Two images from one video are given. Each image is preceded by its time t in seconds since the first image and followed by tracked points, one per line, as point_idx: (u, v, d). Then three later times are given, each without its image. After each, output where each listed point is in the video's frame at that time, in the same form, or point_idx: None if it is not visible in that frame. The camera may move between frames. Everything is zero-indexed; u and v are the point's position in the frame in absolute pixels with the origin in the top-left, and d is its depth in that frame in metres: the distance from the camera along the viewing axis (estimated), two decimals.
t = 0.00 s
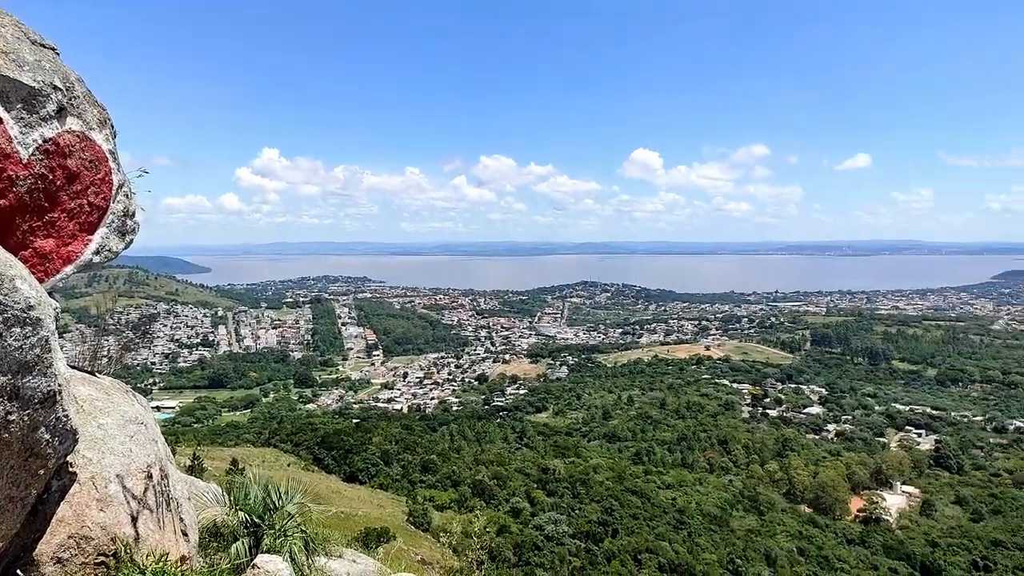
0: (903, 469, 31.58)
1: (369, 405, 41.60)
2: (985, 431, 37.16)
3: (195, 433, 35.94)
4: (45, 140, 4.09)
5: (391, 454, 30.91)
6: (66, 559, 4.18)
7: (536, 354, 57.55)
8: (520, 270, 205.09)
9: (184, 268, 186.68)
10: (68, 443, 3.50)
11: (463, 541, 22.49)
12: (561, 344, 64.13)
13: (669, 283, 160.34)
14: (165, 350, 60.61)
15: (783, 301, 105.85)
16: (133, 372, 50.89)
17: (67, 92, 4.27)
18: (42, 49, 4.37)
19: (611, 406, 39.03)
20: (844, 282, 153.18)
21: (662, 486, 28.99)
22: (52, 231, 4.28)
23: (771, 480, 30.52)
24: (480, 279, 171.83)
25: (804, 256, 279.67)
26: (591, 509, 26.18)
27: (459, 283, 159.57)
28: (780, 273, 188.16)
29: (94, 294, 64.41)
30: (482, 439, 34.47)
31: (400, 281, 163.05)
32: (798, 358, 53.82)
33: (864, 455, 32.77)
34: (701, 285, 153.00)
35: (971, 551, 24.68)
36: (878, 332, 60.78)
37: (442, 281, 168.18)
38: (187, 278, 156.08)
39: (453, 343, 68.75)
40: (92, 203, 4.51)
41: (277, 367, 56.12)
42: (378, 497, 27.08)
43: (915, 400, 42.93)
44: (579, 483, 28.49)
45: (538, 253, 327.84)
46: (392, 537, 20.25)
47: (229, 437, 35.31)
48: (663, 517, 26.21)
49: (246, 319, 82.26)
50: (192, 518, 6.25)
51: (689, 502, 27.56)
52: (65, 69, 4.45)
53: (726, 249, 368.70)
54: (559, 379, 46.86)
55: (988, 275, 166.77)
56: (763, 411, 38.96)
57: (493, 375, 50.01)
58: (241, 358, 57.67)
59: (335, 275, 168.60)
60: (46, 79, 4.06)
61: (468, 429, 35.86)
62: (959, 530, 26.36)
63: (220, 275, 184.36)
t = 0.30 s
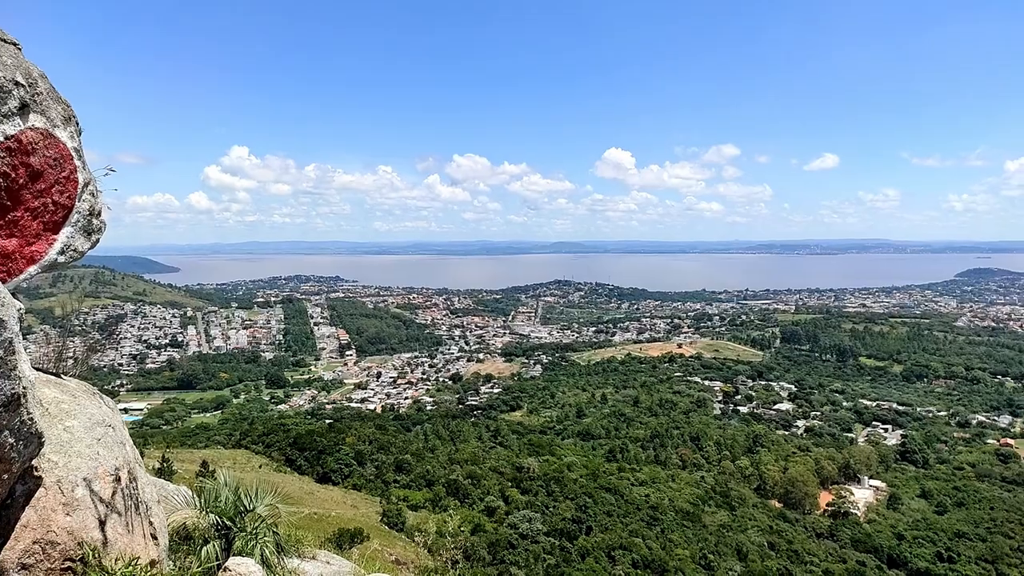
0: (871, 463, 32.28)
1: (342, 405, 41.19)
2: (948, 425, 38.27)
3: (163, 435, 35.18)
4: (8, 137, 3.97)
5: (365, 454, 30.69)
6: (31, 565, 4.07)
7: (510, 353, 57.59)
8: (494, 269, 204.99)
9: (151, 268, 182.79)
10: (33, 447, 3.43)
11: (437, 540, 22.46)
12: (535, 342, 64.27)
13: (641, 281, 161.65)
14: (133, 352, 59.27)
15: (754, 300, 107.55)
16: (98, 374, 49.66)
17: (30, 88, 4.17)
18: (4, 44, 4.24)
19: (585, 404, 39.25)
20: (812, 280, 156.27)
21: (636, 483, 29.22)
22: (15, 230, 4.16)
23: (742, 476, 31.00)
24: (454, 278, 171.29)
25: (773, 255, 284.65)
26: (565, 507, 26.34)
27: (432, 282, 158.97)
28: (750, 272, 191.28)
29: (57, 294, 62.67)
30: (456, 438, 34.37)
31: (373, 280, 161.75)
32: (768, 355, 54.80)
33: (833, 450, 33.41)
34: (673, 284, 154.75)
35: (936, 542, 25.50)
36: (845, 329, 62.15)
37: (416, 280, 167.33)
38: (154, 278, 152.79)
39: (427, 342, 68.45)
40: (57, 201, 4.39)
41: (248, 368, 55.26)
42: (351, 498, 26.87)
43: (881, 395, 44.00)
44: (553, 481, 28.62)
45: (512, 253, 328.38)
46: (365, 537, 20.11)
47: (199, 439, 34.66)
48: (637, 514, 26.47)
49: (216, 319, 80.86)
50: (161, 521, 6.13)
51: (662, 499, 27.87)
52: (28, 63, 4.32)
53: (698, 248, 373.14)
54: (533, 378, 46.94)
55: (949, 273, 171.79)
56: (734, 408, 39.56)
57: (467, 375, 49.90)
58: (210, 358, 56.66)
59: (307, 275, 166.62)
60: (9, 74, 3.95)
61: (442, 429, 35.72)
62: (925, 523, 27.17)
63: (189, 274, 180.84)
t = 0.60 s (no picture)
0: (840, 458, 32.97)
1: (316, 405, 40.75)
2: (914, 420, 39.29)
3: (132, 437, 34.43)
4: None
5: (339, 455, 30.45)
6: None
7: (486, 351, 57.54)
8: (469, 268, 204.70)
9: (118, 267, 178.56)
10: None
11: (413, 540, 22.40)
12: (511, 340, 64.27)
13: (616, 279, 162.69)
14: (100, 352, 57.87)
15: (726, 297, 108.99)
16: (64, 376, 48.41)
17: None
18: None
19: (560, 401, 39.40)
20: (782, 278, 159.02)
21: (610, 480, 29.47)
22: None
23: (715, 471, 31.42)
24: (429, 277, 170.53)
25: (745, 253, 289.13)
26: (540, 504, 26.46)
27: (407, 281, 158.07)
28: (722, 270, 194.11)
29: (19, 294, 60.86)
30: (432, 437, 34.21)
31: (347, 279, 160.23)
32: (739, 352, 55.65)
33: (803, 445, 34.04)
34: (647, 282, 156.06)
35: (902, 535, 26.28)
36: (815, 325, 63.37)
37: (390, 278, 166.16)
38: (122, 277, 149.33)
39: (401, 341, 68.07)
40: (22, 198, 4.29)
41: (219, 368, 54.35)
42: (324, 498, 26.65)
43: (849, 391, 45.00)
44: (529, 479, 28.70)
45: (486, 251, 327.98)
46: (340, 538, 19.96)
47: (169, 440, 34.01)
48: (612, 510, 26.70)
49: (187, 319, 79.35)
50: (131, 524, 6.03)
51: (637, 495, 28.15)
52: None
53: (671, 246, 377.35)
54: (508, 376, 46.98)
55: (914, 270, 176.34)
56: (707, 405, 40.08)
57: (442, 373, 49.70)
58: (181, 359, 55.59)
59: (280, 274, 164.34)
60: None
61: (417, 428, 35.55)
62: (892, 515, 27.92)
63: (158, 273, 177.01)
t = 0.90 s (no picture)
0: (812, 453, 33.58)
1: (290, 405, 40.27)
2: (885, 415, 40.16)
3: (101, 439, 33.67)
4: None
5: (314, 455, 30.17)
6: None
7: (462, 350, 57.39)
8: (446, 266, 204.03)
9: (86, 266, 174.23)
10: None
11: (389, 540, 22.32)
12: (488, 339, 64.19)
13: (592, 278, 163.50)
14: (68, 353, 56.44)
15: (701, 295, 110.23)
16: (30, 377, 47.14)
17: None
18: None
19: (537, 399, 39.46)
20: (756, 275, 161.45)
21: (587, 477, 29.66)
22: None
23: (690, 467, 31.77)
24: (406, 275, 169.50)
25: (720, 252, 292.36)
26: (517, 502, 26.54)
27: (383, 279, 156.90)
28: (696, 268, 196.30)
29: None
30: (408, 436, 33.99)
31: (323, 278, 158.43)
32: (714, 349, 56.35)
33: (776, 441, 34.58)
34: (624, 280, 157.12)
35: (873, 529, 26.97)
36: (787, 323, 64.41)
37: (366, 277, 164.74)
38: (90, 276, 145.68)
39: (377, 340, 67.58)
40: None
41: (191, 368, 53.36)
42: (300, 499, 26.45)
43: (821, 387, 45.87)
44: (505, 477, 28.73)
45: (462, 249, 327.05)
46: (315, 539, 19.80)
47: (140, 442, 33.33)
48: (588, 508, 26.89)
49: (158, 319, 77.77)
50: (100, 527, 5.91)
51: (613, 492, 28.37)
52: None
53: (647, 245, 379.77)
54: (485, 375, 46.92)
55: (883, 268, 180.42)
56: (682, 401, 40.50)
57: (418, 372, 49.44)
58: (152, 359, 54.46)
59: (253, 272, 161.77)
60: None
61: (394, 427, 35.31)
62: (863, 509, 28.59)
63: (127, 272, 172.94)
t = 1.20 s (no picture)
0: (786, 449, 34.09)
1: (265, 406, 39.75)
2: (857, 411, 40.95)
3: (71, 441, 32.91)
4: None
5: (290, 456, 29.86)
6: None
7: (440, 349, 57.19)
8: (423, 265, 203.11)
9: (54, 266, 169.92)
10: None
11: (367, 540, 22.22)
12: (466, 338, 64.06)
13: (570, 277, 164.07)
14: (36, 354, 55.02)
15: (677, 294, 111.21)
16: None
17: None
18: None
19: (514, 398, 39.46)
20: (732, 274, 163.40)
21: (565, 475, 29.80)
22: None
23: (666, 465, 32.07)
24: (383, 274, 168.35)
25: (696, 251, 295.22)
26: (495, 501, 26.59)
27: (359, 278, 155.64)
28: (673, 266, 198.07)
29: None
30: (386, 436, 33.75)
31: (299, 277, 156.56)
32: (690, 347, 56.94)
33: (751, 438, 35.04)
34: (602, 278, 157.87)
35: (845, 523, 27.60)
36: (762, 321, 65.35)
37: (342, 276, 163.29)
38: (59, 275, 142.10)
39: (354, 339, 67.04)
40: None
41: (165, 368, 52.40)
42: (275, 500, 26.22)
43: (794, 384, 46.63)
44: (483, 476, 28.72)
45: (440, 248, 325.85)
46: (291, 540, 19.63)
47: (112, 444, 32.65)
48: (566, 506, 27.03)
49: (130, 318, 76.21)
50: (70, 531, 5.84)
51: (591, 490, 28.54)
52: None
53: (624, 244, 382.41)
54: (463, 374, 46.83)
55: (854, 267, 183.81)
56: (658, 399, 40.84)
57: (396, 372, 49.15)
58: (124, 360, 53.33)
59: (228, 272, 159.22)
60: None
61: (371, 427, 35.03)
62: (836, 504, 29.14)
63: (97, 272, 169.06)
